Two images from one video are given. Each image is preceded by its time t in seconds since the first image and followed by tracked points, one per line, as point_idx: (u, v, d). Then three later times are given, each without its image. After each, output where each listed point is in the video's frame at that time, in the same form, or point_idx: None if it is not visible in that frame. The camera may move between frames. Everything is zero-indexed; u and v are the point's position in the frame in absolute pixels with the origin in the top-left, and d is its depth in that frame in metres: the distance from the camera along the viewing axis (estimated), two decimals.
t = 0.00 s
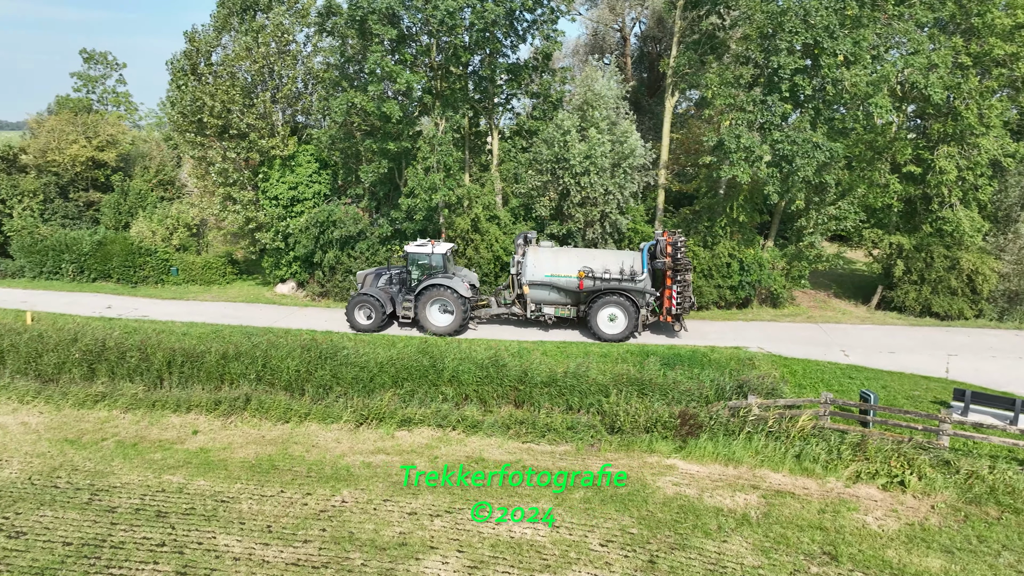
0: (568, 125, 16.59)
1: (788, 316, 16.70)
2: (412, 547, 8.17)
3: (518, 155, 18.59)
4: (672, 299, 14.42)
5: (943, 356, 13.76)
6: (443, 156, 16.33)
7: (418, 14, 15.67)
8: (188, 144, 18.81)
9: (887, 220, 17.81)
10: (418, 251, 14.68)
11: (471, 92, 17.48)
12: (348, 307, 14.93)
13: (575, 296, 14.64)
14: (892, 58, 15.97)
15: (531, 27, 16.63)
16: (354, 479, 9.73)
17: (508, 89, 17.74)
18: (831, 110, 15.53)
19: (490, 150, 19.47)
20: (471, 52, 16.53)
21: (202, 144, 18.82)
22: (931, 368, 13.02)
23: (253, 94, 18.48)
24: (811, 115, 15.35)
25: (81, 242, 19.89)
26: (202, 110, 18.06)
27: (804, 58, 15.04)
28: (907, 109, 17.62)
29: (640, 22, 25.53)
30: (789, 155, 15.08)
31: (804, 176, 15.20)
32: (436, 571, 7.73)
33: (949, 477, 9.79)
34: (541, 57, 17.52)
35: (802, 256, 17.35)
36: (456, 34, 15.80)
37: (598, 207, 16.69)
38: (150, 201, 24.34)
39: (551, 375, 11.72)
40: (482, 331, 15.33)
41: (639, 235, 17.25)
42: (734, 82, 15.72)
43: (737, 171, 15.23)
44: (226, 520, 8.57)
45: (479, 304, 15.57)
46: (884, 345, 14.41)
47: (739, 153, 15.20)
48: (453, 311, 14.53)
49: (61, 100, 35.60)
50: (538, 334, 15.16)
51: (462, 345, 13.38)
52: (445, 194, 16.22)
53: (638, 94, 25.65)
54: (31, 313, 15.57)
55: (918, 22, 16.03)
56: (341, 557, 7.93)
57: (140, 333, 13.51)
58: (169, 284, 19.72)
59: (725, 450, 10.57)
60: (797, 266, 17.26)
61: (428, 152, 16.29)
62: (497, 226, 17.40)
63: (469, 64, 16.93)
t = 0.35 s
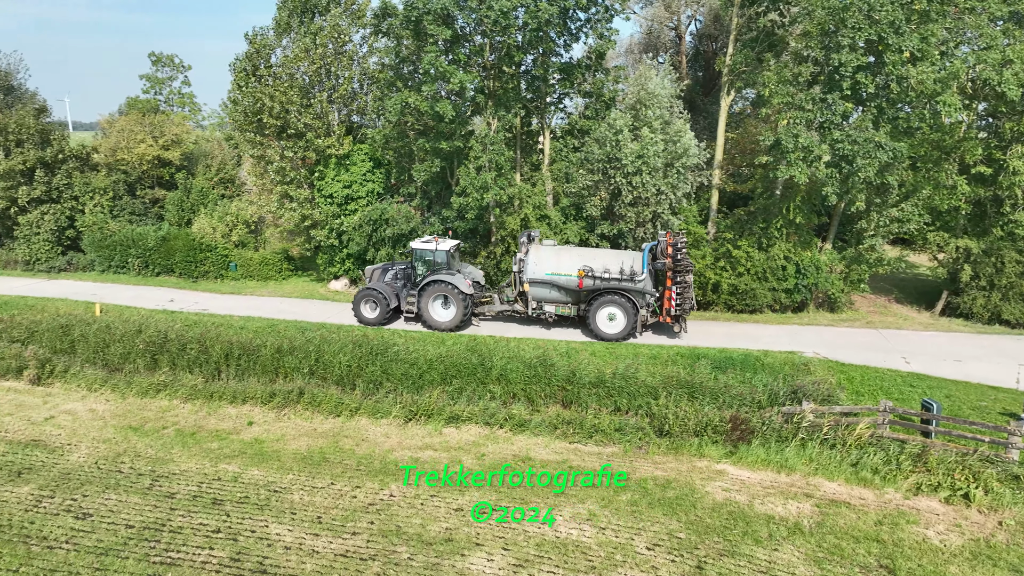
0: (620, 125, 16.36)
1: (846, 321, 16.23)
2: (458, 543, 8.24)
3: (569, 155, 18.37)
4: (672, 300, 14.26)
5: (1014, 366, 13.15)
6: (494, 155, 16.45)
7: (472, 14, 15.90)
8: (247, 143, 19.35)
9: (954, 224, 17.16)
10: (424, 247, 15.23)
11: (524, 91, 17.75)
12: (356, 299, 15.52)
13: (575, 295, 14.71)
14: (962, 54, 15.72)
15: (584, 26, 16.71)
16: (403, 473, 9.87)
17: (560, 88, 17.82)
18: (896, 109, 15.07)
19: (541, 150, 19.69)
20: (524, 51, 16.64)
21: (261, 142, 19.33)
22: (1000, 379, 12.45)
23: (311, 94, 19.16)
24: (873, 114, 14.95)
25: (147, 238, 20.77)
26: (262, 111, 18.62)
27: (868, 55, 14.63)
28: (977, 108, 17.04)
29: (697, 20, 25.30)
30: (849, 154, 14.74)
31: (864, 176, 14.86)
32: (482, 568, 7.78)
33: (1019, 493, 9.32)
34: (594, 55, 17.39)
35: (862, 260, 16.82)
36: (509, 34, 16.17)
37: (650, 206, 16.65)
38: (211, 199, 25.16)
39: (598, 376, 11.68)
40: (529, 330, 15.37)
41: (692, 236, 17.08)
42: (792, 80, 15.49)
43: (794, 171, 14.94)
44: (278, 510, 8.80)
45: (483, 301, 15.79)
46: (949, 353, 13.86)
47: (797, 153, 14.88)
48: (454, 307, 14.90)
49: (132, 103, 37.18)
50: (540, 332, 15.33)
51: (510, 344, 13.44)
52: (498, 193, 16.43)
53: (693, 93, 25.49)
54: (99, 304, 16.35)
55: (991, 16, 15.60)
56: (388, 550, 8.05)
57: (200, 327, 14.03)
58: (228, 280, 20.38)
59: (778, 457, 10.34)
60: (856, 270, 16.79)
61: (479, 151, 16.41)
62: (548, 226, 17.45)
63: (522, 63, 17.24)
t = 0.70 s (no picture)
0: (674, 124, 16.22)
1: (907, 327, 15.69)
2: (503, 540, 8.29)
3: (621, 154, 18.17)
4: (671, 300, 14.31)
5: None
6: (546, 155, 16.50)
7: (526, 14, 16.16)
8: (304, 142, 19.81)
9: None
10: (431, 243, 15.68)
11: (576, 90, 17.80)
12: (365, 293, 16.07)
13: (576, 293, 14.76)
14: None
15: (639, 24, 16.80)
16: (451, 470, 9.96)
17: (613, 87, 17.68)
18: (965, 107, 14.56)
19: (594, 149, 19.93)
20: (577, 51, 16.65)
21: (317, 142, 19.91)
22: None
23: (366, 95, 19.72)
24: (940, 112, 14.51)
25: (207, 234, 21.48)
26: (318, 110, 19.11)
27: (936, 52, 14.25)
28: None
29: (754, 17, 24.80)
30: (913, 155, 14.46)
31: (929, 177, 14.51)
32: (527, 566, 7.80)
33: None
34: (648, 54, 17.34)
35: (925, 263, 16.45)
36: (562, 33, 16.24)
37: (703, 207, 16.45)
38: (269, 196, 25.76)
39: (648, 378, 11.57)
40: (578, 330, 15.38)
41: (745, 237, 16.70)
42: (854, 77, 15.10)
43: (855, 171, 14.79)
44: (328, 501, 8.99)
45: (487, 297, 16.02)
46: (1018, 363, 13.25)
47: (858, 152, 14.77)
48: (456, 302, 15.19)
49: (195, 103, 38.54)
50: (541, 329, 15.45)
51: (558, 344, 13.46)
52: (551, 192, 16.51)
53: (750, 91, 25.09)
54: (162, 297, 17.05)
55: None
56: (435, 545, 8.14)
57: (257, 321, 14.52)
58: (284, 276, 20.88)
59: (833, 465, 10.07)
60: (919, 273, 16.41)
61: (531, 150, 16.49)
62: (599, 226, 17.39)
63: (575, 63, 17.19)
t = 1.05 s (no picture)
0: (728, 123, 15.95)
1: (972, 334, 15.08)
2: (548, 540, 8.26)
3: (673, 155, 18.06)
4: (670, 300, 14.63)
5: None
6: (597, 154, 16.52)
7: (578, 12, 16.13)
8: (358, 141, 20.86)
9: None
10: (440, 239, 16.45)
11: (628, 90, 17.63)
12: (378, 286, 16.99)
13: (577, 290, 15.31)
14: None
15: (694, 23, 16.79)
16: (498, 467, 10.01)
17: (666, 86, 17.53)
18: None
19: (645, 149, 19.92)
20: (630, 49, 16.64)
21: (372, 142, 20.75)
22: None
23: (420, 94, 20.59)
24: (1013, 110, 14.00)
25: (264, 231, 22.11)
26: (372, 110, 20.03)
27: (1010, 46, 13.90)
28: None
29: (813, 13, 24.63)
30: (983, 154, 14.02)
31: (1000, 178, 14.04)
32: (572, 566, 7.73)
33: None
34: (702, 53, 17.52)
35: (994, 269, 15.88)
36: (614, 31, 16.07)
37: (757, 208, 16.06)
38: (324, 195, 26.27)
39: (697, 381, 11.41)
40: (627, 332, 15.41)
41: (801, 239, 16.33)
42: (920, 74, 14.56)
43: (919, 172, 14.42)
44: (376, 495, 9.13)
45: (494, 291, 16.68)
46: None
47: (923, 152, 14.40)
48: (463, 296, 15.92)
49: (256, 104, 39.75)
50: (545, 324, 16.09)
51: (607, 345, 13.44)
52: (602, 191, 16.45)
53: (808, 89, 24.62)
54: (221, 291, 17.66)
55: None
56: (479, 542, 8.19)
57: (310, 317, 14.90)
58: (337, 272, 21.24)
59: (890, 475, 9.75)
60: (986, 280, 15.84)
61: (583, 150, 16.56)
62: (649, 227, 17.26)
63: (627, 62, 17.17)
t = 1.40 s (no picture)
0: (774, 122, 16.09)
1: None
2: (584, 540, 8.22)
3: (717, 154, 18.01)
4: (659, 297, 14.86)
5: None
6: (639, 153, 16.42)
7: (621, 11, 16.13)
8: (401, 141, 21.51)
9: None
10: (439, 234, 16.97)
11: (671, 89, 17.51)
12: (383, 280, 17.62)
13: (570, 286, 15.73)
14: None
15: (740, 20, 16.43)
16: (535, 466, 10.02)
17: (710, 85, 17.41)
18: None
19: (688, 149, 19.46)
20: (673, 48, 16.52)
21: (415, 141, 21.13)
22: None
23: (462, 94, 21.21)
24: None
25: (307, 229, 22.56)
26: (415, 109, 20.33)
27: None
28: None
29: (864, 10, 24.22)
30: None
31: None
32: (608, 567, 7.68)
33: None
34: (748, 50, 17.23)
35: None
36: (658, 30, 15.98)
37: (803, 208, 16.08)
38: (365, 194, 26.57)
39: (738, 384, 11.29)
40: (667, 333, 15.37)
41: (849, 241, 16.18)
42: (977, 71, 14.25)
43: (973, 172, 14.17)
44: (414, 490, 9.23)
45: (493, 286, 17.10)
46: None
47: (978, 152, 14.11)
48: (461, 289, 16.39)
49: (301, 104, 40.58)
50: (540, 319, 16.50)
51: (646, 346, 13.38)
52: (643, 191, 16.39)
53: (858, 88, 24.06)
54: (265, 287, 18.10)
55: None
56: (515, 540, 8.21)
57: (351, 314, 15.16)
58: (378, 270, 21.49)
59: (939, 484, 9.46)
60: None
61: (625, 149, 16.48)
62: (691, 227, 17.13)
63: (670, 60, 16.99)
